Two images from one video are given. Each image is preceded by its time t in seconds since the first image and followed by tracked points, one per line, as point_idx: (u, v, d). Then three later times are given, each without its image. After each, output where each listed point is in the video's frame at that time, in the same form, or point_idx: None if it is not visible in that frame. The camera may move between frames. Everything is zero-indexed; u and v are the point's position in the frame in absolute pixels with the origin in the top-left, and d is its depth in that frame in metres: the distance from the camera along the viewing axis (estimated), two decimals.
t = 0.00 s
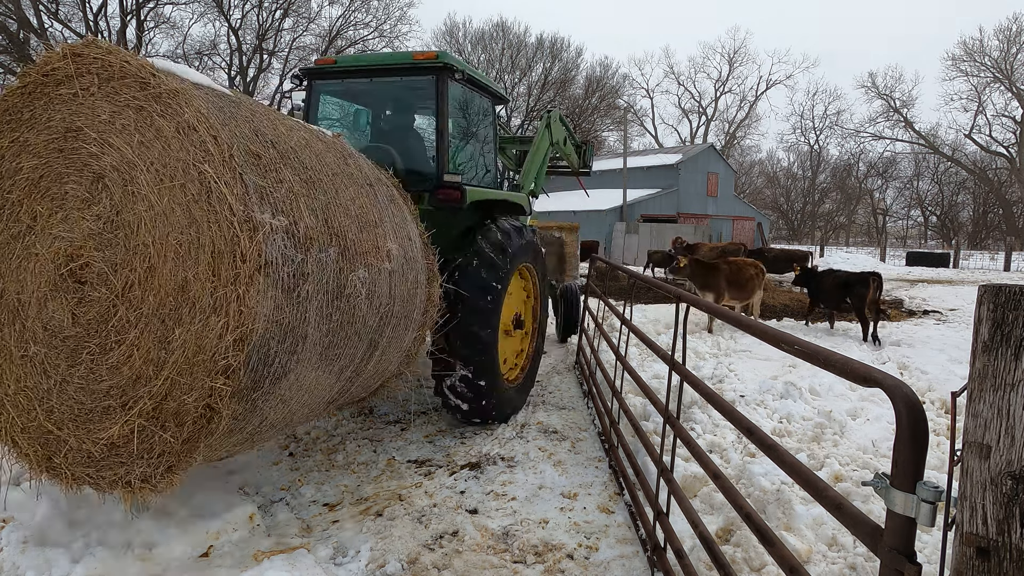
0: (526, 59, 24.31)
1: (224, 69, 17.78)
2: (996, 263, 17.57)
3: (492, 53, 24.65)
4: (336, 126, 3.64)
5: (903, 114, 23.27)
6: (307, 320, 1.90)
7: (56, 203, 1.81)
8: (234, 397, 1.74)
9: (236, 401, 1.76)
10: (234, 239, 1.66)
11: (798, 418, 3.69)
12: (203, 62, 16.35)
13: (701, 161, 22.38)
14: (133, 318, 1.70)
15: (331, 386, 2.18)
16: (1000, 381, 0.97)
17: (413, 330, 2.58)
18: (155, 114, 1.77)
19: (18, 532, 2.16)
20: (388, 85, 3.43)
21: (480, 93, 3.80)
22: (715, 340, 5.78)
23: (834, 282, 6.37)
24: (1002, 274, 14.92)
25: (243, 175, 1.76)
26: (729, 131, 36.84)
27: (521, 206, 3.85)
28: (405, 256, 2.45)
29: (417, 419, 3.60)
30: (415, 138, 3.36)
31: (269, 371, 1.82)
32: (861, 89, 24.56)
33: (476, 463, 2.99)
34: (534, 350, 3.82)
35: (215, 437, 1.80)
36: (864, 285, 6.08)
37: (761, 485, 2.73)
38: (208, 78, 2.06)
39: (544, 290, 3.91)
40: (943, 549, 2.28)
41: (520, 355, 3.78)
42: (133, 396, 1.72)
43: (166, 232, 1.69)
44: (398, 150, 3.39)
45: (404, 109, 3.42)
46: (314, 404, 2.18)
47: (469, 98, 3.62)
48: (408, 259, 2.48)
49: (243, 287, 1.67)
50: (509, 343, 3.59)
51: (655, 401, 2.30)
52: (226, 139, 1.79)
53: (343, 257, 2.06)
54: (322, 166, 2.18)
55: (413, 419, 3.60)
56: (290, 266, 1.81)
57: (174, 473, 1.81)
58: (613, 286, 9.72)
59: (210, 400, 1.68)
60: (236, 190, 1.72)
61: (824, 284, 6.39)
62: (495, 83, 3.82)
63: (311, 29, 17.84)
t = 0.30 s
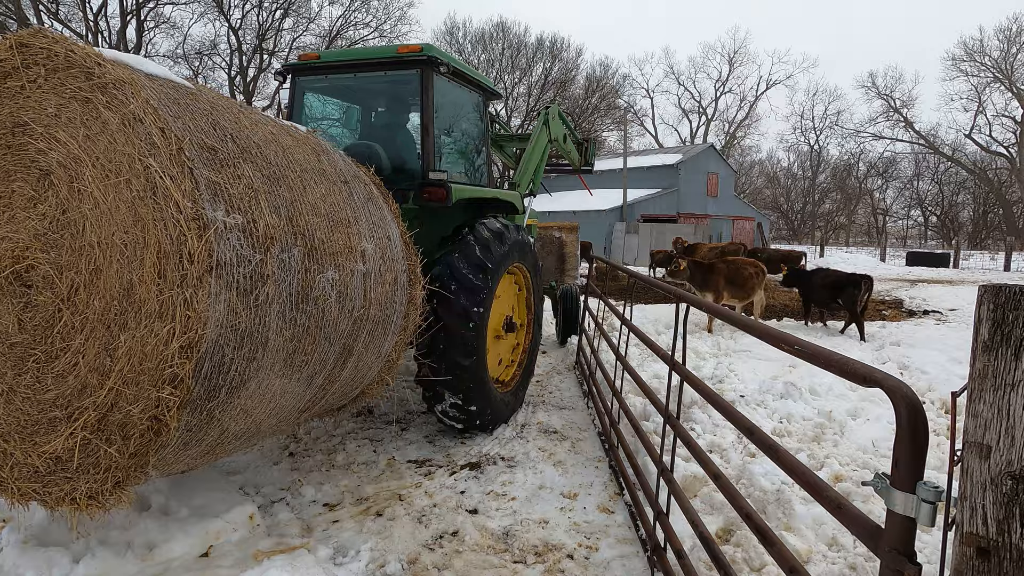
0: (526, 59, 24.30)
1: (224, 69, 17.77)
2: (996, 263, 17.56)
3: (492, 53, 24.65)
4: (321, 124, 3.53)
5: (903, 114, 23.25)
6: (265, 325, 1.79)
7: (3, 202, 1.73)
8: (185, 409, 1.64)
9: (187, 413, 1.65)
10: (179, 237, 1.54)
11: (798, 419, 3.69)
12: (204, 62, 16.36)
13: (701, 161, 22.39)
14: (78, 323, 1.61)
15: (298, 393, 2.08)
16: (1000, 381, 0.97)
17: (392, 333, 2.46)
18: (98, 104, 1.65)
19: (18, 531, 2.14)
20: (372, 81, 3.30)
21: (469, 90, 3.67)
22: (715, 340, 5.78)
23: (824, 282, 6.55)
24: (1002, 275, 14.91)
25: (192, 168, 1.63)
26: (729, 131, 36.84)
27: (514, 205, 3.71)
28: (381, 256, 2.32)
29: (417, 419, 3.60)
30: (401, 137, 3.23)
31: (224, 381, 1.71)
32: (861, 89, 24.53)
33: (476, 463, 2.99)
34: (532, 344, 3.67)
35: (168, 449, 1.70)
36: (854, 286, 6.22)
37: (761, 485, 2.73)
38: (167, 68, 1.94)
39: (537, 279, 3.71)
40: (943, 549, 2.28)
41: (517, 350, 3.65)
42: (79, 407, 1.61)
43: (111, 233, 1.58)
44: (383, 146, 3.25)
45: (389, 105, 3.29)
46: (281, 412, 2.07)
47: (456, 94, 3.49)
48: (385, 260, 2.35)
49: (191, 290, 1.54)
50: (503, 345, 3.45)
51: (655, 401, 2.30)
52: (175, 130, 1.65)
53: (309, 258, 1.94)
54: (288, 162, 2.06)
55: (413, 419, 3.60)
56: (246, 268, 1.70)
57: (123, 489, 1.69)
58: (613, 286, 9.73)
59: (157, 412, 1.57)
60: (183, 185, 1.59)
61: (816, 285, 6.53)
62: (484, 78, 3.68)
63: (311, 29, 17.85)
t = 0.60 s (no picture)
0: (526, 58, 24.29)
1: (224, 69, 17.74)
2: (996, 263, 17.56)
3: (492, 53, 24.62)
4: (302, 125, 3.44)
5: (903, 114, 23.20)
6: (205, 336, 1.70)
7: None
8: (112, 429, 1.56)
9: (116, 433, 1.57)
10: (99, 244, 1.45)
11: (798, 419, 3.69)
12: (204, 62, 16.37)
13: (701, 161, 22.40)
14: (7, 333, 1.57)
15: (254, 407, 1.99)
16: (1000, 381, 0.97)
17: (364, 342, 2.36)
18: (19, 98, 1.46)
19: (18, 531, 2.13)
20: (353, 74, 3.18)
21: (457, 85, 3.55)
22: (715, 340, 5.78)
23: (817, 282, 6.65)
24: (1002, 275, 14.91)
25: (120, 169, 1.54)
26: (729, 132, 36.86)
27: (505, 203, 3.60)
28: (349, 260, 2.21)
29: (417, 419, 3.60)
30: (383, 132, 3.13)
31: (157, 397, 1.62)
32: (861, 88, 24.47)
33: (476, 463, 2.99)
34: (527, 333, 3.60)
35: (100, 471, 1.62)
36: (844, 282, 6.36)
37: (761, 485, 2.73)
38: (112, 62, 1.86)
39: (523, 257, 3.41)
40: (943, 550, 2.28)
41: (511, 343, 3.60)
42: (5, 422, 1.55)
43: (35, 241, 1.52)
44: (365, 143, 3.15)
45: (369, 100, 3.17)
46: (236, 427, 1.98)
47: (440, 87, 3.38)
48: (354, 263, 2.24)
49: (113, 301, 1.46)
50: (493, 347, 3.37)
51: (655, 401, 2.30)
52: (102, 127, 1.56)
53: (259, 264, 1.85)
54: (242, 161, 1.97)
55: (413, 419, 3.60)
56: (180, 276, 1.60)
57: (48, 516, 1.58)
58: (613, 286, 9.73)
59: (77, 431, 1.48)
60: (105, 186, 1.49)
61: (807, 283, 6.67)
62: (475, 72, 3.56)
63: (311, 29, 17.87)
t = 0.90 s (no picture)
0: (526, 58, 24.30)
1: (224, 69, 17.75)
2: (996, 263, 17.55)
3: (493, 53, 24.46)
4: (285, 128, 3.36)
5: (903, 114, 23.20)
6: (136, 349, 1.59)
7: None
8: (27, 451, 1.44)
9: (32, 455, 1.46)
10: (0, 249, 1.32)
11: (798, 419, 3.69)
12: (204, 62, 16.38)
13: (701, 161, 22.42)
14: None
15: (201, 422, 1.89)
16: (1000, 381, 0.97)
17: (328, 349, 2.27)
18: None
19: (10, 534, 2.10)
20: (329, 68, 3.06)
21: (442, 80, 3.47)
22: (715, 340, 5.78)
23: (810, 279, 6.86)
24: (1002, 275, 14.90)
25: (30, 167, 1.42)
26: (729, 132, 36.89)
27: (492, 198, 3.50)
28: (308, 263, 2.12)
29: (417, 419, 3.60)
30: (361, 128, 3.01)
31: (79, 416, 1.51)
32: (861, 88, 24.45)
33: (476, 463, 2.99)
34: (518, 322, 3.45)
35: (20, 495, 1.50)
36: (831, 277, 6.73)
37: (761, 485, 2.73)
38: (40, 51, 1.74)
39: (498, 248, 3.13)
40: (943, 550, 2.28)
41: (502, 334, 3.46)
42: None
43: None
44: (345, 141, 3.04)
45: (346, 94, 3.06)
46: (182, 443, 1.88)
47: (422, 80, 3.26)
48: (314, 266, 2.15)
49: (20, 312, 1.34)
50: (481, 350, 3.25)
51: (655, 401, 2.29)
52: (12, 121, 1.44)
53: (199, 269, 1.74)
54: (188, 156, 1.86)
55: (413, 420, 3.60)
56: (101, 283, 1.49)
57: None
58: (613, 286, 9.74)
59: None
60: (11, 185, 1.36)
61: (795, 280, 7.10)
62: (461, 66, 3.48)
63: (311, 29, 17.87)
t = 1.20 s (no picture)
0: (526, 58, 24.31)
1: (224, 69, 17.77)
2: (996, 263, 17.53)
3: (492, 53, 24.44)
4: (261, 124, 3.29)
5: (903, 113, 23.19)
6: (50, 353, 1.42)
7: None
8: None
9: None
10: None
11: (798, 419, 3.69)
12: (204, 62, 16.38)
13: (701, 161, 22.42)
14: None
15: (138, 434, 1.72)
16: (1000, 381, 0.97)
17: (292, 354, 2.12)
18: None
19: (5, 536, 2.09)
20: (306, 61, 3.00)
21: (424, 74, 3.40)
22: (715, 340, 5.78)
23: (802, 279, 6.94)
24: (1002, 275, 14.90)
25: None
26: (729, 132, 36.90)
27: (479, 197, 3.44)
28: (266, 262, 1.97)
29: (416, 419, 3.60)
30: (336, 120, 2.93)
31: None
32: (861, 88, 24.44)
33: (476, 463, 2.99)
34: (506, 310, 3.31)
35: None
36: (817, 279, 6.83)
37: (761, 485, 2.73)
38: None
39: (468, 250, 2.90)
40: (943, 550, 2.28)
41: (492, 326, 3.35)
42: None
43: None
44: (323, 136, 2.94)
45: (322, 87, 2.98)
46: (117, 457, 1.72)
47: (404, 73, 3.19)
48: (274, 264, 2.00)
49: None
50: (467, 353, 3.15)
51: (654, 401, 2.30)
52: None
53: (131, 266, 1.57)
54: (126, 143, 1.70)
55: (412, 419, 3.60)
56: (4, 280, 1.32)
57: None
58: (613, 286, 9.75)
59: None
60: None
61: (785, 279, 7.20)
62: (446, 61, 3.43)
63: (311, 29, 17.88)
